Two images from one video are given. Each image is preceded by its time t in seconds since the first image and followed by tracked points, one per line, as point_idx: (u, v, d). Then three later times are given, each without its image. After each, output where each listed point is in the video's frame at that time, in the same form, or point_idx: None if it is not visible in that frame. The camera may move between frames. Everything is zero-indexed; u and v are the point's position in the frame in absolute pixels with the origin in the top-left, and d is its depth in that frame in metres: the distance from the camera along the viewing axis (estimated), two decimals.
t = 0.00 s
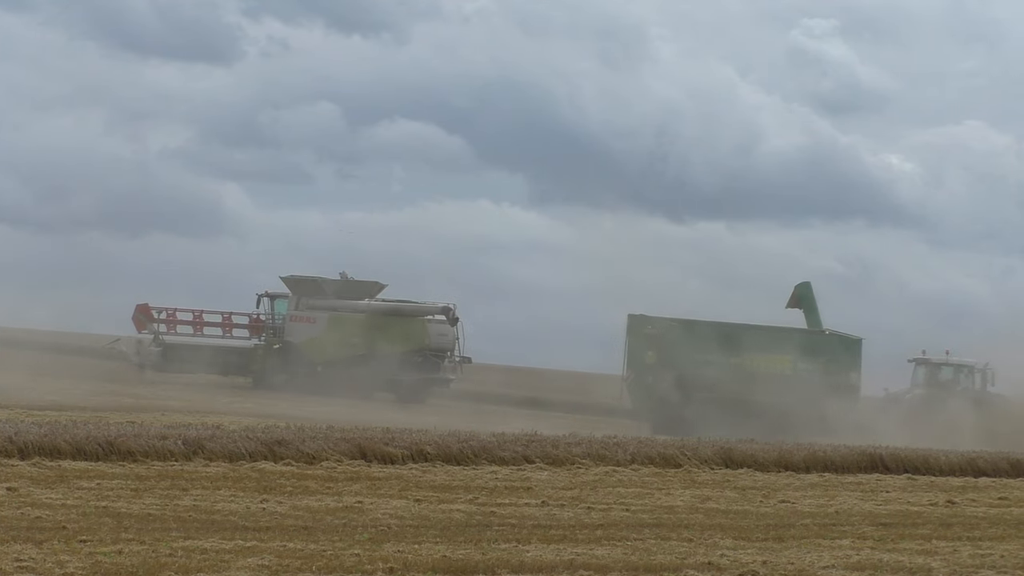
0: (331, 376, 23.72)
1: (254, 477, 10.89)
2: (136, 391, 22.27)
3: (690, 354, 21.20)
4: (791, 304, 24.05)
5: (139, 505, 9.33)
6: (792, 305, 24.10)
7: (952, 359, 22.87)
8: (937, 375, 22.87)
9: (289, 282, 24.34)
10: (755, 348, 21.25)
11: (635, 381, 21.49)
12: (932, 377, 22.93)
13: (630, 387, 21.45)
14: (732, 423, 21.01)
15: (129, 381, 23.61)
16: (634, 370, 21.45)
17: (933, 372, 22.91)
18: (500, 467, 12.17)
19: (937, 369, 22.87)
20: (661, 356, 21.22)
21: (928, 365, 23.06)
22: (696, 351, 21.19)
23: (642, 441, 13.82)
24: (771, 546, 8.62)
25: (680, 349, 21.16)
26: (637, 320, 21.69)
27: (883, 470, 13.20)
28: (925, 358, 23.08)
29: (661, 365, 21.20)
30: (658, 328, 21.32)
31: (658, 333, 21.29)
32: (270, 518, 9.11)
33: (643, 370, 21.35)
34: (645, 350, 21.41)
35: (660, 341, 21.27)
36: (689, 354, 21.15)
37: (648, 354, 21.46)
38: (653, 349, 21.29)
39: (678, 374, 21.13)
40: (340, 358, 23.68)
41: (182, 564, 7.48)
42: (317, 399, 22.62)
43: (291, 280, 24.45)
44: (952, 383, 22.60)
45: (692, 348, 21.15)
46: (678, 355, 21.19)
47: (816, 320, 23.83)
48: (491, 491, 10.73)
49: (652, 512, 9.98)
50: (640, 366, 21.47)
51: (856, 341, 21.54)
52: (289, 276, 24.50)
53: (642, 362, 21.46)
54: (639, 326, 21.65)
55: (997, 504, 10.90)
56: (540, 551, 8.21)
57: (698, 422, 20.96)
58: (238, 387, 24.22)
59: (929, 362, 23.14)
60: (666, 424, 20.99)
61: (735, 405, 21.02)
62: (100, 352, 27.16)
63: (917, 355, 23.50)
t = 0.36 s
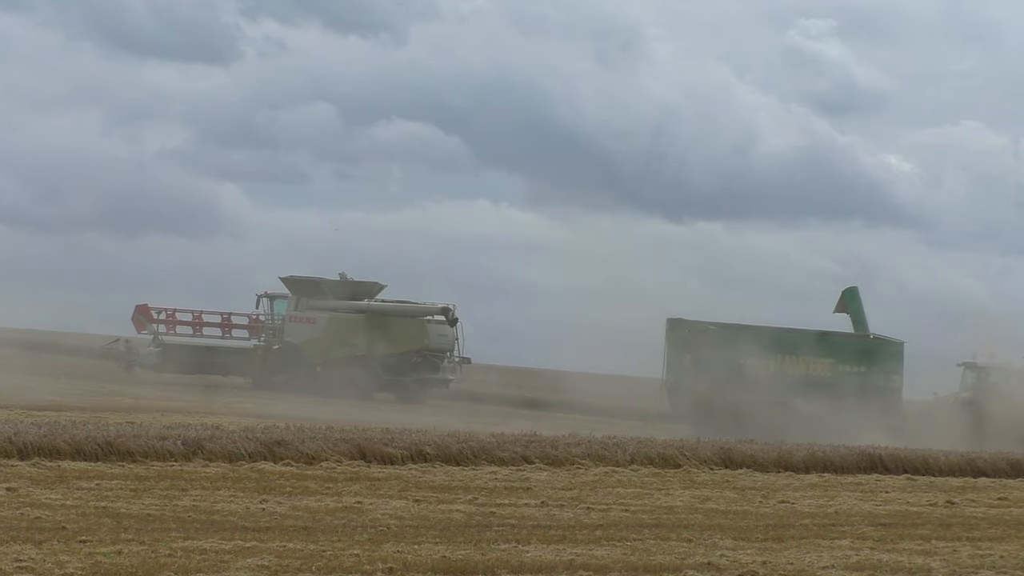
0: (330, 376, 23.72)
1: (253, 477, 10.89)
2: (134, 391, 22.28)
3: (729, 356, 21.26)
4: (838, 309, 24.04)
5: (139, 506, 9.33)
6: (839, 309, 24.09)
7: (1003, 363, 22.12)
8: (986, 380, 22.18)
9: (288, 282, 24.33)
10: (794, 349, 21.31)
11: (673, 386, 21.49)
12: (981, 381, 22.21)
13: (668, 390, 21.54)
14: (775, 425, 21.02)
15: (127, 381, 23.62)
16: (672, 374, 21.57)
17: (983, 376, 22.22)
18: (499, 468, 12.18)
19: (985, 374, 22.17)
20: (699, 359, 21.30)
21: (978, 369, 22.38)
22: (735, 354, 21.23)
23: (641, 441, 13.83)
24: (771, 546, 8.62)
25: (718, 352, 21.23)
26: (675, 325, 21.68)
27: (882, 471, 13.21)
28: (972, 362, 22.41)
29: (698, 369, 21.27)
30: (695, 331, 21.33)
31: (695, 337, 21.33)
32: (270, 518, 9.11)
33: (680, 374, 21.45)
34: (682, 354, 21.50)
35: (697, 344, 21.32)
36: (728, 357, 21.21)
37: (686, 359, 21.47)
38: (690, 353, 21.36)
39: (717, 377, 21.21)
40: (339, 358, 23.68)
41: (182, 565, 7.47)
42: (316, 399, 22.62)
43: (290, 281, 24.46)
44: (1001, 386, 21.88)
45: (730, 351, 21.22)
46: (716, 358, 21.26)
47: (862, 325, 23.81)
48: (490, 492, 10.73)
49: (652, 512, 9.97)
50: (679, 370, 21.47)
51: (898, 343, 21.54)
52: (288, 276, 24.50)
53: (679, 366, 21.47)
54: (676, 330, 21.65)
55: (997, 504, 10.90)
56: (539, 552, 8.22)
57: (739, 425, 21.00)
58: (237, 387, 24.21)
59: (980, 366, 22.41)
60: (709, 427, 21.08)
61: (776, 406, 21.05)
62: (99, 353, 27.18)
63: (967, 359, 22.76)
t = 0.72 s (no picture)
0: (329, 376, 23.73)
1: (252, 477, 10.89)
2: (133, 391, 22.27)
3: (765, 356, 21.25)
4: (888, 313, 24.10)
5: (138, 505, 9.33)
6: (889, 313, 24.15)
7: None
8: None
9: (287, 282, 24.31)
10: (834, 351, 21.45)
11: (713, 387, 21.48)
12: None
13: (709, 393, 21.52)
14: (794, 423, 21.06)
15: (125, 381, 23.61)
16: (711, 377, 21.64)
17: None
18: (498, 468, 12.18)
19: None
20: (738, 361, 21.29)
21: None
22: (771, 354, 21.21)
23: (640, 441, 13.83)
24: (770, 546, 8.63)
25: (756, 353, 21.22)
26: (716, 328, 21.63)
27: (881, 471, 13.21)
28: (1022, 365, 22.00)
29: (738, 369, 21.25)
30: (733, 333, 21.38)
31: (732, 337, 21.37)
32: (268, 518, 9.11)
33: (720, 376, 21.45)
34: (722, 357, 21.54)
35: (736, 346, 21.33)
36: (767, 356, 21.21)
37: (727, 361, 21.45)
38: (730, 355, 21.38)
39: (753, 377, 21.16)
40: (338, 358, 23.67)
41: (180, 564, 7.47)
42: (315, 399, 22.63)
43: (289, 281, 24.44)
44: None
45: (769, 351, 21.24)
46: (755, 359, 21.25)
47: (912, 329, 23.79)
48: (488, 492, 10.73)
49: (650, 512, 9.97)
50: (719, 372, 21.45)
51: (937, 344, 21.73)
52: (286, 276, 24.49)
53: (719, 368, 21.47)
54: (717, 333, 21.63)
55: (996, 504, 10.91)
56: (538, 551, 8.22)
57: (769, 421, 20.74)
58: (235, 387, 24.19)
59: None
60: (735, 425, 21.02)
61: (812, 405, 21.17)
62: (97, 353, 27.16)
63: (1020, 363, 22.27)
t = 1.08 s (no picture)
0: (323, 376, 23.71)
1: (246, 477, 10.88)
2: (126, 391, 22.23)
3: (793, 360, 21.63)
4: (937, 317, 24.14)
5: (131, 505, 9.31)
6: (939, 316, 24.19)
7: None
8: None
9: (281, 282, 24.29)
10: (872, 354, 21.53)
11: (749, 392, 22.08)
12: None
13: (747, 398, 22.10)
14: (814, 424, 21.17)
15: (118, 381, 23.56)
16: (750, 381, 22.34)
17: None
18: (492, 468, 12.18)
19: None
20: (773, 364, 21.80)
21: None
22: (799, 359, 21.58)
23: (634, 441, 13.85)
24: (764, 546, 8.64)
25: (790, 357, 21.64)
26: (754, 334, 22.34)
27: (875, 471, 13.25)
28: None
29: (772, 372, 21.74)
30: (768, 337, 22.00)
31: (768, 343, 21.97)
32: (262, 518, 9.10)
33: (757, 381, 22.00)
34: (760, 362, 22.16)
35: (772, 351, 21.89)
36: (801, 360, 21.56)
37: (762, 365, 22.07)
38: (766, 359, 21.98)
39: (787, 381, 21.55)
40: (332, 357, 23.66)
41: (174, 564, 7.46)
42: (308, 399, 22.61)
43: (283, 280, 24.42)
44: None
45: (803, 355, 21.59)
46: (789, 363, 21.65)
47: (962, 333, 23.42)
48: (483, 491, 10.73)
49: (644, 512, 9.98)
50: (755, 377, 22.08)
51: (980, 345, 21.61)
52: (280, 276, 24.47)
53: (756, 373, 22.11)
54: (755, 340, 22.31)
55: (989, 504, 10.94)
56: (532, 551, 8.23)
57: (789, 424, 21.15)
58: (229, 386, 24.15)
59: None
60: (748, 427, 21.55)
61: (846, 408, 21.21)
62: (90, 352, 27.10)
63: None
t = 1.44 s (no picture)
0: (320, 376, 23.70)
1: (243, 477, 10.87)
2: (123, 391, 22.22)
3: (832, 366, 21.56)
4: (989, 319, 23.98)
5: (128, 506, 9.31)
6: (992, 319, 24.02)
7: None
8: None
9: (278, 282, 24.27)
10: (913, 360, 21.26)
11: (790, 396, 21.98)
12: None
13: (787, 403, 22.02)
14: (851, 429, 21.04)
15: (115, 381, 23.55)
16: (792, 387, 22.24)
17: None
18: (489, 468, 12.19)
19: None
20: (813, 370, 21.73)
21: None
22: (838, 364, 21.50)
23: (631, 441, 13.87)
24: (761, 547, 8.66)
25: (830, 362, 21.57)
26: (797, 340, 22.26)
27: (872, 471, 13.28)
28: None
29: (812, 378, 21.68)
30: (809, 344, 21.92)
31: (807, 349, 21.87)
32: (259, 518, 9.10)
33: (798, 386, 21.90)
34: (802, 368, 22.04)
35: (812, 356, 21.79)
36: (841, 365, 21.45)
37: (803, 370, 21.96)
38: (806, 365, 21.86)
39: (824, 386, 21.48)
40: (329, 358, 23.65)
41: (171, 565, 7.46)
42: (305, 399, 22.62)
43: (279, 281, 24.41)
44: None
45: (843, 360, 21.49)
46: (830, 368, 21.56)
47: (1013, 334, 22.69)
48: (480, 492, 10.74)
49: (641, 513, 9.99)
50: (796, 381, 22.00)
51: (1020, 347, 20.72)
52: (277, 276, 24.45)
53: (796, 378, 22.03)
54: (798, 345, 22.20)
55: (986, 505, 10.96)
56: (529, 552, 8.24)
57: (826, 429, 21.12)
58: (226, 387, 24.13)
59: None
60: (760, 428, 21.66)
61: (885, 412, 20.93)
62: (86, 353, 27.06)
63: None
